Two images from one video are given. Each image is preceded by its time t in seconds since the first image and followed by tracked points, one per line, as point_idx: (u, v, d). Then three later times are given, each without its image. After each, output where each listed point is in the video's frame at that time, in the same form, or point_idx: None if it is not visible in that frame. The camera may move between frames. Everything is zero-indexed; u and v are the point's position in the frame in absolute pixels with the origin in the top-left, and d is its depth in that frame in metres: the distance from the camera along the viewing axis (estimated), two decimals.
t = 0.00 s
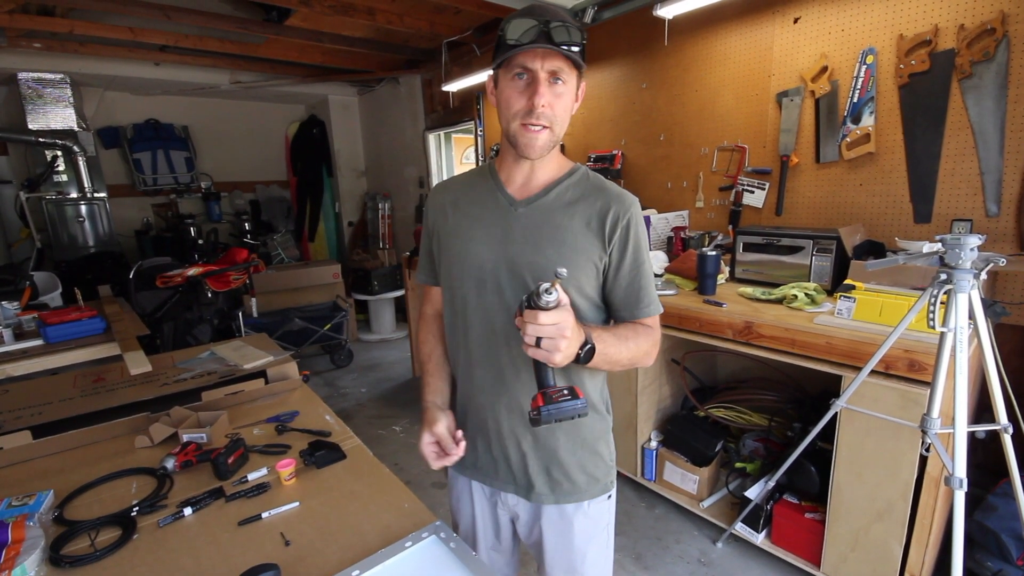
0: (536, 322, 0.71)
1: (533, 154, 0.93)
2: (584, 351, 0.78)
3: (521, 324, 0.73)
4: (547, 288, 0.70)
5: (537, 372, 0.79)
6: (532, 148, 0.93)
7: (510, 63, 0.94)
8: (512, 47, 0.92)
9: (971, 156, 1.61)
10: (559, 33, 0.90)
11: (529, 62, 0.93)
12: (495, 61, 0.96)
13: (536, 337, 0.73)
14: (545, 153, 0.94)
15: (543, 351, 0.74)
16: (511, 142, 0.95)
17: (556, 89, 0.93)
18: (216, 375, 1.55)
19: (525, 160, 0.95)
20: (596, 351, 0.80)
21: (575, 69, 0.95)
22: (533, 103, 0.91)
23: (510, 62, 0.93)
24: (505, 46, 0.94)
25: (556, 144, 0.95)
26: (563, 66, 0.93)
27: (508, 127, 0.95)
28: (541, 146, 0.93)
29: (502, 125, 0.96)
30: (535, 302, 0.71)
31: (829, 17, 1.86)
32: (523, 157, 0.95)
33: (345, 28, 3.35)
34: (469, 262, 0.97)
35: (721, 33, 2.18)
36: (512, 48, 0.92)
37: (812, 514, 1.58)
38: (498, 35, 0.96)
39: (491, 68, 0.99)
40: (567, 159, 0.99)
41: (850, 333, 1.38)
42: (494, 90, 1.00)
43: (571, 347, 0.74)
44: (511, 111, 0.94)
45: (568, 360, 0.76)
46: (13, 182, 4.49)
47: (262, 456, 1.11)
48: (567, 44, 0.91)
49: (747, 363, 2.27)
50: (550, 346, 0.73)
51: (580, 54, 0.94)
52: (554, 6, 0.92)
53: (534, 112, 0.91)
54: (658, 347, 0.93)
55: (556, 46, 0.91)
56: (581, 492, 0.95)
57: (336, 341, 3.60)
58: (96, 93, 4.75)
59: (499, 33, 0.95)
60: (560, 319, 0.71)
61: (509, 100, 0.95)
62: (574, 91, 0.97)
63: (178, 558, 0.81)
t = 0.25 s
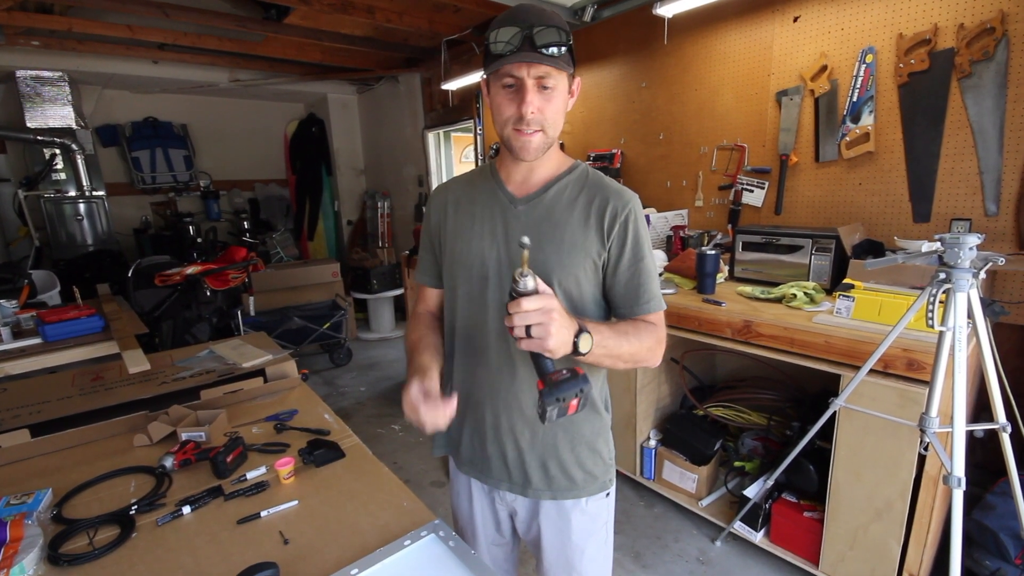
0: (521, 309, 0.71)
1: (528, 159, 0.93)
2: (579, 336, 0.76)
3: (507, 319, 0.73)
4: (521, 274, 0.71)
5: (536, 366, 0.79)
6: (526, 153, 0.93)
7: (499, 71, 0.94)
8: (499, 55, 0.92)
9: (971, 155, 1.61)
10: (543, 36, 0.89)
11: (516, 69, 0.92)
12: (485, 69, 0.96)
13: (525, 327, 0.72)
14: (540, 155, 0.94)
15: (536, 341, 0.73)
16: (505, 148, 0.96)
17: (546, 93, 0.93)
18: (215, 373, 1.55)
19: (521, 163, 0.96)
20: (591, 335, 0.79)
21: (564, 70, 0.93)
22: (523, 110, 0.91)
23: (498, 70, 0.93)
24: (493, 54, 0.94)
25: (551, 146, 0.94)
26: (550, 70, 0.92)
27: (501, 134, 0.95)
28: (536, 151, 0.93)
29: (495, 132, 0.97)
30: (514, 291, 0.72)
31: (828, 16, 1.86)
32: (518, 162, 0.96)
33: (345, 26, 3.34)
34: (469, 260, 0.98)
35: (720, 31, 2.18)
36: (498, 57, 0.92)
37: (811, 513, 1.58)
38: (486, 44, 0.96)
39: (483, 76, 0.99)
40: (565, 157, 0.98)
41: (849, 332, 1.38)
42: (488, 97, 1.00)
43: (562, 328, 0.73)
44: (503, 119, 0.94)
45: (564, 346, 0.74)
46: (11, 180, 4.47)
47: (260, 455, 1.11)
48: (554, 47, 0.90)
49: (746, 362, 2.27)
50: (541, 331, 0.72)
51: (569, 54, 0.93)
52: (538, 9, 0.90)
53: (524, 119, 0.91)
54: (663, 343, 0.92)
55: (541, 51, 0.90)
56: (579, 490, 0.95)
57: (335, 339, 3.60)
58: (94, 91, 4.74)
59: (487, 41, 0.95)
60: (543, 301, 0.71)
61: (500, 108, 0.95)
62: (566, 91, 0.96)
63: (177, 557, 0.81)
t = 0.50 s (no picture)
0: (515, 302, 0.73)
1: (525, 163, 0.94)
2: (578, 328, 0.77)
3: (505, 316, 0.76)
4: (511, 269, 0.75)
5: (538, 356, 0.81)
6: (522, 157, 0.93)
7: (494, 76, 0.94)
8: (493, 60, 0.92)
9: (970, 156, 1.61)
10: (536, 42, 0.89)
11: (510, 75, 0.92)
12: (481, 74, 0.97)
13: (522, 321, 0.74)
14: (537, 158, 0.94)
15: (534, 333, 0.75)
16: (502, 151, 0.96)
17: (541, 97, 0.92)
18: (215, 375, 1.55)
19: (519, 165, 0.96)
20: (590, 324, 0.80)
21: (559, 74, 0.93)
22: (517, 115, 0.91)
23: (494, 75, 0.93)
24: (488, 60, 0.94)
25: (547, 150, 0.94)
26: (544, 74, 0.91)
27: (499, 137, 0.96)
28: (532, 155, 0.93)
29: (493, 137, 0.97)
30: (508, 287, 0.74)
31: (828, 16, 1.86)
32: (516, 165, 0.96)
33: (345, 28, 3.35)
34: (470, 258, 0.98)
35: (720, 32, 2.18)
36: (492, 63, 0.92)
37: (812, 514, 1.58)
38: (483, 49, 0.96)
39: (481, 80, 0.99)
40: (564, 160, 0.98)
41: (849, 333, 1.38)
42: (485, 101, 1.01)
43: (558, 316, 0.75)
44: (499, 123, 0.94)
45: (563, 335, 0.76)
46: (11, 181, 4.47)
47: (261, 456, 1.11)
48: (547, 52, 0.90)
49: (746, 363, 2.27)
50: (538, 321, 0.74)
51: (562, 58, 0.92)
52: (531, 14, 0.90)
53: (518, 124, 0.91)
54: (665, 340, 0.91)
55: (534, 57, 0.89)
56: (579, 488, 0.95)
57: (335, 341, 3.59)
58: (94, 92, 4.74)
59: (484, 47, 0.95)
60: (536, 291, 0.74)
61: (496, 113, 0.95)
62: (561, 95, 0.95)
63: (177, 558, 0.81)
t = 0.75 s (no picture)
0: (520, 301, 0.73)
1: (527, 164, 0.94)
2: (582, 328, 0.77)
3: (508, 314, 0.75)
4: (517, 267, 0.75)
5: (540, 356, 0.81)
6: (525, 158, 0.93)
7: (496, 79, 0.94)
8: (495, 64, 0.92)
9: (970, 157, 1.61)
10: (539, 46, 0.89)
11: (513, 77, 0.92)
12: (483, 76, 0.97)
13: (526, 319, 0.74)
14: (539, 159, 0.94)
15: (538, 332, 0.74)
16: (505, 152, 0.96)
17: (543, 100, 0.92)
18: (215, 376, 1.55)
19: (521, 166, 0.96)
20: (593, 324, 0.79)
21: (561, 76, 0.92)
22: (520, 117, 0.91)
23: (496, 78, 0.93)
24: (491, 62, 0.94)
25: (549, 151, 0.94)
26: (546, 77, 0.91)
27: (501, 139, 0.96)
28: (534, 156, 0.93)
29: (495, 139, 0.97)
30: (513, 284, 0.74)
31: (828, 18, 1.86)
32: (518, 167, 0.96)
33: (345, 29, 3.35)
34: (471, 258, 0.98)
35: (720, 33, 2.18)
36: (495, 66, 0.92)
37: (812, 515, 1.58)
38: (485, 51, 0.96)
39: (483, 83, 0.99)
40: (566, 161, 0.98)
41: (850, 334, 1.38)
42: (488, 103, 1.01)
43: (562, 316, 0.74)
44: (502, 125, 0.95)
45: (567, 335, 0.76)
46: (12, 183, 4.48)
47: (261, 458, 1.11)
48: (549, 55, 0.90)
49: (747, 364, 2.27)
50: (542, 320, 0.73)
51: (565, 62, 0.92)
52: (534, 18, 0.90)
53: (521, 126, 0.91)
54: (664, 340, 0.92)
55: (537, 60, 0.89)
56: (581, 487, 0.95)
57: (336, 342, 3.59)
58: (95, 93, 4.75)
59: (486, 49, 0.95)
60: (542, 290, 0.73)
61: (499, 115, 0.95)
62: (564, 97, 0.95)
63: (177, 560, 0.81)
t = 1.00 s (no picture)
0: (547, 325, 0.71)
1: (534, 163, 0.94)
2: (600, 346, 0.78)
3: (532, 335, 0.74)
4: (547, 290, 0.72)
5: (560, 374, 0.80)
6: (531, 157, 0.93)
7: (500, 78, 0.94)
8: (500, 62, 0.92)
9: (968, 161, 1.62)
10: (545, 44, 0.90)
11: (518, 76, 0.93)
12: (485, 75, 0.97)
13: (551, 341, 0.73)
14: (545, 159, 0.94)
15: (561, 353, 0.74)
16: (509, 152, 0.96)
17: (548, 98, 0.93)
18: (214, 377, 1.55)
19: (525, 167, 0.96)
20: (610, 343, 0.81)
21: (564, 74, 0.94)
22: (528, 115, 0.91)
23: (500, 77, 0.93)
24: (494, 62, 0.94)
25: (554, 149, 0.95)
26: (551, 75, 0.93)
27: (506, 139, 0.96)
28: (542, 154, 0.93)
29: (500, 138, 0.97)
30: (541, 308, 0.72)
31: (827, 21, 1.86)
32: (523, 166, 0.96)
33: (345, 30, 3.36)
34: (471, 262, 0.97)
35: (720, 36, 2.19)
36: (500, 64, 0.92)
37: (811, 518, 1.58)
38: (486, 51, 0.96)
39: (483, 82, 1.00)
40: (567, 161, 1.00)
41: (848, 336, 1.38)
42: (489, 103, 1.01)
43: (586, 341, 0.74)
44: (507, 124, 0.95)
45: (587, 358, 0.76)
46: (11, 183, 4.48)
47: (260, 459, 1.11)
48: (554, 54, 0.91)
49: (746, 366, 2.27)
50: (567, 344, 0.73)
51: (567, 60, 0.94)
52: (536, 17, 0.92)
53: (529, 124, 0.91)
54: (664, 339, 0.94)
55: (543, 58, 0.91)
56: (581, 489, 0.95)
57: (335, 343, 3.59)
58: (95, 94, 4.75)
59: (488, 48, 0.96)
60: (569, 316, 0.72)
61: (504, 114, 0.95)
62: (566, 95, 0.97)
63: (175, 561, 0.80)
